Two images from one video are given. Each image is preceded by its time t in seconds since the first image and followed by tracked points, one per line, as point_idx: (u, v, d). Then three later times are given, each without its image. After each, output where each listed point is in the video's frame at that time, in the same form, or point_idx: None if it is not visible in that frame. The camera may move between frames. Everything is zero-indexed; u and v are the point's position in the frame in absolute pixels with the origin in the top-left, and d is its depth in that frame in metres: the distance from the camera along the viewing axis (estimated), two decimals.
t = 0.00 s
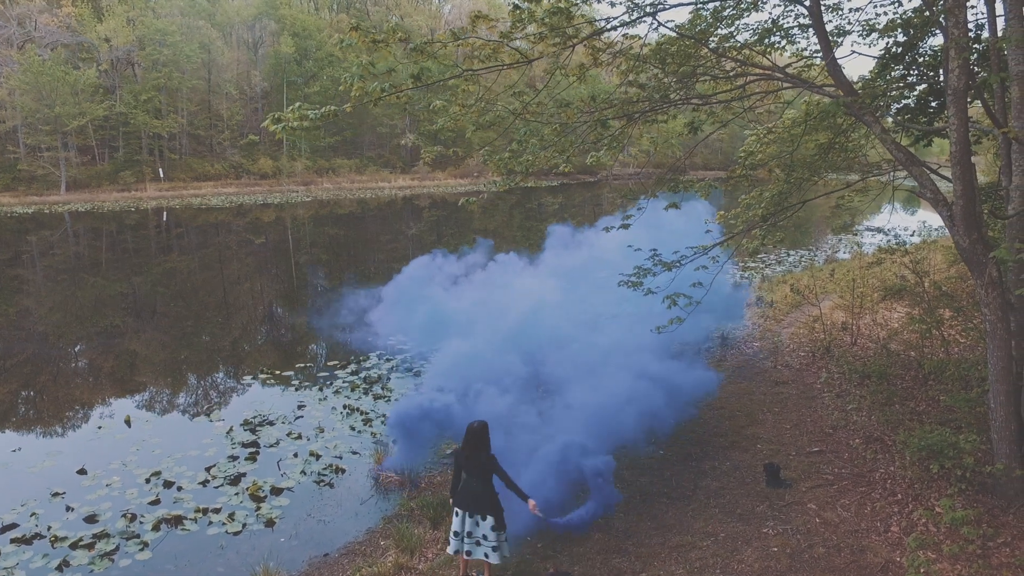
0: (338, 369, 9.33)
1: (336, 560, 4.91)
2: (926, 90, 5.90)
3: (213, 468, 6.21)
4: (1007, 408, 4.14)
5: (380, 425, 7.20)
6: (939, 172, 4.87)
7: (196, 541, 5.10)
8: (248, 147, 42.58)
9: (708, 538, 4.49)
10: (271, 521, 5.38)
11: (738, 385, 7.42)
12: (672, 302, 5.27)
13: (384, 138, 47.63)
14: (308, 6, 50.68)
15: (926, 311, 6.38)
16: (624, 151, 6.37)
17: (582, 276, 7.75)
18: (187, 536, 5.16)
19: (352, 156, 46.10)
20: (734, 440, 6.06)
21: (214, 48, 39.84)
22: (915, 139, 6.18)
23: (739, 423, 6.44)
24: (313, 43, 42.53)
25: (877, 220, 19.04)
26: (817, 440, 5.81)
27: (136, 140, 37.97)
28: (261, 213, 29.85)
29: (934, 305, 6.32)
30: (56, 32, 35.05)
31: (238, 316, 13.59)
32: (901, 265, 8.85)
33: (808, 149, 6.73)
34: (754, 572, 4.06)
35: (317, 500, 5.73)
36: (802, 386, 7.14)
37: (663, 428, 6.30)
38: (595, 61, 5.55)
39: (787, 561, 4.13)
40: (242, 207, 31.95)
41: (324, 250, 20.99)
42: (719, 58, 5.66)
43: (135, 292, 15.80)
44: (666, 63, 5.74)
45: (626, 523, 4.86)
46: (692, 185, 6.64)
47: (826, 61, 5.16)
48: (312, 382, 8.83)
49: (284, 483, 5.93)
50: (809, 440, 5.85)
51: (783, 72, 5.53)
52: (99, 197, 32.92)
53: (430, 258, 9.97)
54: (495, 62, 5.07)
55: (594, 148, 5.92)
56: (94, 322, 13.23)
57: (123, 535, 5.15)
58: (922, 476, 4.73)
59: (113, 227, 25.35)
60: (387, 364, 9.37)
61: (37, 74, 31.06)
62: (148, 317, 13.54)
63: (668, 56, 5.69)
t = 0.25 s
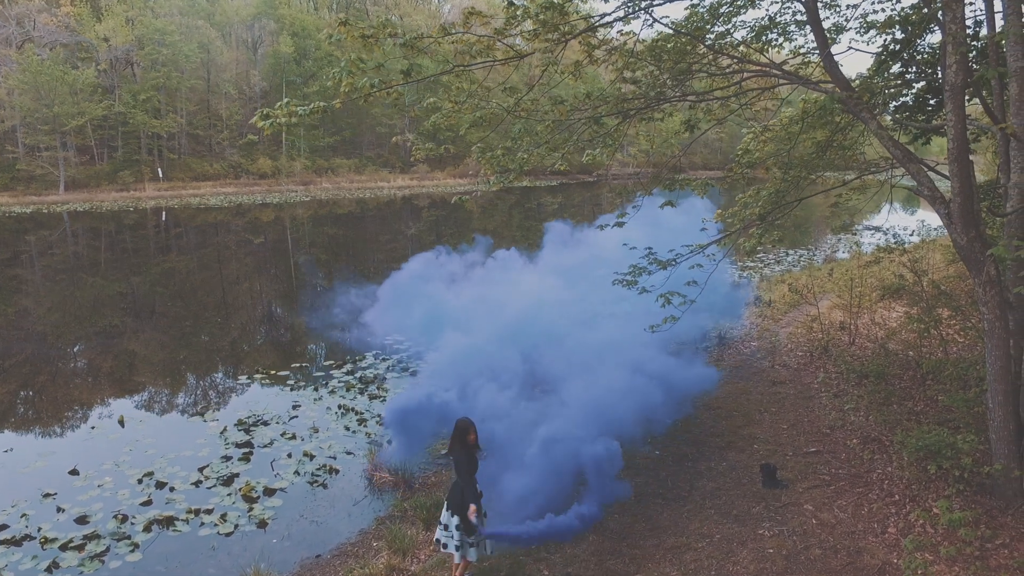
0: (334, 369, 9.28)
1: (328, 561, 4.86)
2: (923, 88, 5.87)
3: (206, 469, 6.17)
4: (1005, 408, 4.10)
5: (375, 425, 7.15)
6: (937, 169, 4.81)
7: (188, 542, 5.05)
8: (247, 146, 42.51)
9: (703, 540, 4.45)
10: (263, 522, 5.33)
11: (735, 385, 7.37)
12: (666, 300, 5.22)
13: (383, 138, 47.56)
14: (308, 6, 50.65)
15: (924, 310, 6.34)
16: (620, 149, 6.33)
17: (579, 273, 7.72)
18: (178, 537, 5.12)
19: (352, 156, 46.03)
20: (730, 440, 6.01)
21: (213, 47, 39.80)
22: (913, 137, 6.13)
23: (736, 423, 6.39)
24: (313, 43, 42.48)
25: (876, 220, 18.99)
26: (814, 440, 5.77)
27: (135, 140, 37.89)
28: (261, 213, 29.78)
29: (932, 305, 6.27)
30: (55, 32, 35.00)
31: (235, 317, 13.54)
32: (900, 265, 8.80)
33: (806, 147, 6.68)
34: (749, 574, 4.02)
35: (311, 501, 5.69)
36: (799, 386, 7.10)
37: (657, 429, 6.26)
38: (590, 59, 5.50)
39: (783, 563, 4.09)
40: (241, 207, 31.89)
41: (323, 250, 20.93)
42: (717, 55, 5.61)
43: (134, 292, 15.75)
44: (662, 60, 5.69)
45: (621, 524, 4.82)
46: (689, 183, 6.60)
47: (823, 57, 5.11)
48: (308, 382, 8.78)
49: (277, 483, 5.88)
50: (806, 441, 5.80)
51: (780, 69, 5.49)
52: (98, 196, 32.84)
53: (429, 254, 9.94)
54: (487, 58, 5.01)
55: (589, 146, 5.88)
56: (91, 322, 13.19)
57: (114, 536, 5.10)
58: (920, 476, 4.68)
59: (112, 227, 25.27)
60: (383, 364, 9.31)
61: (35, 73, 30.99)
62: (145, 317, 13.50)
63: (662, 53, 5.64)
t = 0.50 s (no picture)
0: (331, 369, 9.23)
1: (323, 563, 4.82)
2: (924, 85, 5.83)
3: (201, 469, 6.13)
4: (1006, 408, 4.06)
5: (372, 425, 7.11)
6: (937, 167, 4.77)
7: (183, 543, 5.02)
8: (247, 147, 42.47)
9: (701, 541, 4.41)
10: (259, 523, 5.29)
11: (734, 385, 7.32)
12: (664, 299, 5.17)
13: (382, 138, 47.51)
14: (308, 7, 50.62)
15: (924, 309, 6.31)
16: (620, 147, 6.28)
17: (578, 273, 7.71)
18: (173, 538, 5.08)
19: (351, 156, 45.98)
20: (729, 440, 5.97)
21: (212, 47, 39.75)
22: (913, 135, 6.09)
23: (735, 422, 6.36)
24: (312, 43, 42.44)
25: (876, 219, 18.93)
26: (813, 440, 5.73)
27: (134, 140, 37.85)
28: (260, 213, 29.73)
29: (932, 304, 6.23)
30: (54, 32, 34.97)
31: (233, 317, 13.50)
32: (900, 264, 8.76)
33: (806, 145, 6.64)
34: None
35: (307, 501, 5.65)
36: (799, 386, 7.06)
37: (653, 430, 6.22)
38: (587, 55, 5.47)
39: (782, 564, 4.04)
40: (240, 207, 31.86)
41: (322, 250, 20.88)
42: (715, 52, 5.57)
43: (133, 292, 15.71)
44: (660, 57, 5.66)
45: (618, 525, 4.77)
46: (688, 182, 6.56)
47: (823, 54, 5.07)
48: (305, 382, 8.74)
49: (273, 484, 5.84)
50: (806, 440, 5.76)
51: (780, 66, 5.46)
52: (97, 197, 32.79)
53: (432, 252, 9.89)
54: (483, 54, 4.95)
55: (586, 144, 5.82)
56: (88, 322, 13.15)
57: (108, 537, 5.06)
58: (920, 476, 4.64)
59: (111, 227, 25.22)
60: (380, 364, 9.26)
61: (34, 73, 30.95)
62: (143, 317, 13.46)
63: (659, 51, 5.61)
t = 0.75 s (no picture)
0: (331, 368, 9.20)
1: (322, 563, 4.79)
2: (925, 84, 5.80)
3: (199, 469, 6.10)
4: (1009, 408, 4.03)
5: (372, 425, 7.08)
6: (939, 166, 4.74)
7: (180, 544, 4.99)
8: (246, 146, 42.43)
9: (702, 542, 4.38)
10: (257, 524, 5.26)
11: (735, 385, 7.29)
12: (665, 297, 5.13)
13: (382, 138, 47.46)
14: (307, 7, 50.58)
15: (926, 308, 6.28)
16: (620, 145, 6.25)
17: (579, 270, 7.67)
18: (171, 539, 5.05)
19: (351, 156, 45.94)
20: (730, 440, 5.95)
21: (212, 47, 39.71)
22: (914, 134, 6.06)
23: (736, 422, 6.33)
24: (312, 43, 42.40)
25: (876, 219, 18.88)
26: (814, 440, 5.70)
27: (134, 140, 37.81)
28: (260, 213, 29.67)
29: (933, 303, 6.20)
30: (54, 32, 34.94)
31: (233, 317, 13.47)
32: (901, 263, 8.72)
33: (806, 144, 6.60)
34: None
35: (305, 502, 5.62)
36: (800, 385, 7.03)
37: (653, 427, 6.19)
38: (587, 53, 5.44)
39: (783, 566, 4.01)
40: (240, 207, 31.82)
41: (322, 250, 20.84)
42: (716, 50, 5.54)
43: (133, 292, 15.68)
44: (660, 55, 5.62)
45: (619, 525, 4.74)
46: (688, 181, 6.52)
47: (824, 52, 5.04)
48: (304, 382, 8.71)
49: (272, 484, 5.82)
50: (807, 441, 5.74)
51: (781, 64, 5.42)
52: (96, 196, 32.74)
53: (435, 248, 9.84)
54: (482, 51, 4.91)
55: (586, 142, 5.79)
56: (88, 322, 13.12)
57: (105, 538, 5.04)
58: (922, 477, 4.61)
59: (111, 227, 25.17)
60: (379, 363, 9.23)
61: (34, 73, 30.92)
62: (143, 317, 13.43)
63: (660, 49, 5.55)
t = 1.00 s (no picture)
0: (330, 368, 9.18)
1: (321, 563, 4.78)
2: (925, 82, 5.78)
3: (199, 469, 6.09)
4: (1011, 406, 4.02)
5: (371, 424, 7.07)
6: (940, 164, 4.73)
7: (179, 544, 4.97)
8: (246, 146, 42.40)
9: (703, 541, 4.37)
10: (256, 523, 5.25)
11: (735, 384, 7.27)
12: (664, 297, 5.11)
13: (382, 137, 47.43)
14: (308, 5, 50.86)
15: (926, 307, 6.27)
16: (620, 144, 6.24)
17: (580, 268, 7.67)
18: (170, 538, 5.04)
19: (350, 156, 45.90)
20: (731, 439, 5.93)
21: (212, 47, 39.70)
22: (915, 132, 6.05)
23: (737, 422, 6.31)
24: (312, 43, 42.41)
25: (876, 219, 18.85)
26: (815, 439, 5.69)
27: (133, 140, 37.79)
28: (259, 213, 29.65)
29: (934, 302, 6.18)
30: (53, 32, 34.92)
31: (232, 317, 13.45)
32: (902, 262, 8.70)
33: (807, 143, 6.59)
34: None
35: (305, 502, 5.60)
36: (800, 385, 7.01)
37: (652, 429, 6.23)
38: (587, 52, 5.42)
39: (784, 565, 4.00)
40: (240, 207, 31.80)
41: (322, 249, 20.82)
42: (715, 48, 5.53)
43: (132, 292, 15.66)
44: (660, 54, 5.60)
45: (619, 524, 4.74)
46: (688, 180, 6.50)
47: (824, 50, 5.03)
48: (304, 382, 8.69)
49: (271, 484, 5.80)
50: (807, 440, 5.72)
51: (781, 62, 5.41)
52: (96, 196, 32.70)
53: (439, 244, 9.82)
54: (481, 49, 4.89)
55: (586, 141, 5.78)
56: (87, 322, 13.10)
57: (104, 537, 5.02)
58: (924, 476, 4.60)
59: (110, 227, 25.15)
60: (379, 363, 9.20)
61: (33, 73, 30.91)
62: (142, 317, 13.42)
63: (661, 47, 5.53)
